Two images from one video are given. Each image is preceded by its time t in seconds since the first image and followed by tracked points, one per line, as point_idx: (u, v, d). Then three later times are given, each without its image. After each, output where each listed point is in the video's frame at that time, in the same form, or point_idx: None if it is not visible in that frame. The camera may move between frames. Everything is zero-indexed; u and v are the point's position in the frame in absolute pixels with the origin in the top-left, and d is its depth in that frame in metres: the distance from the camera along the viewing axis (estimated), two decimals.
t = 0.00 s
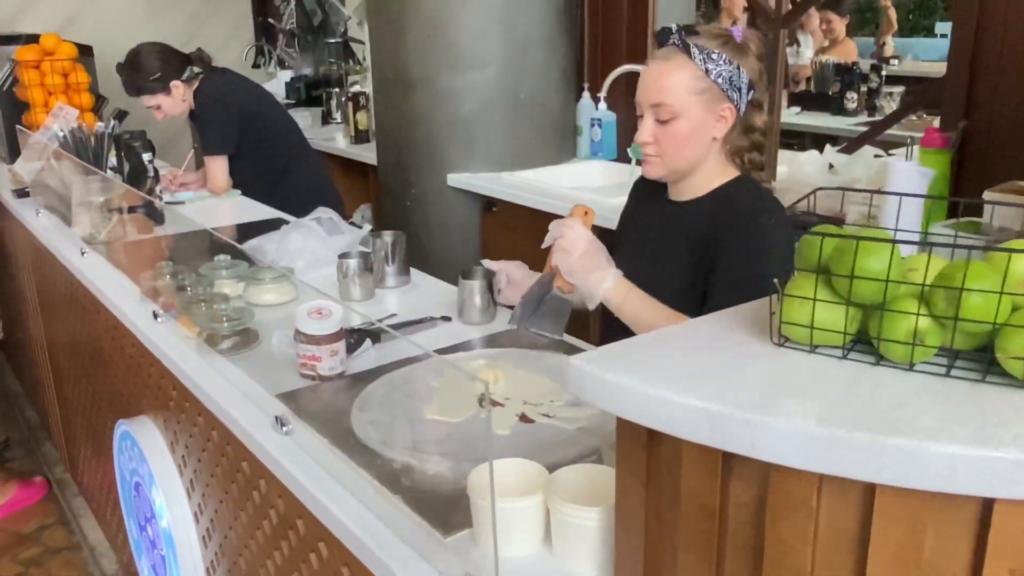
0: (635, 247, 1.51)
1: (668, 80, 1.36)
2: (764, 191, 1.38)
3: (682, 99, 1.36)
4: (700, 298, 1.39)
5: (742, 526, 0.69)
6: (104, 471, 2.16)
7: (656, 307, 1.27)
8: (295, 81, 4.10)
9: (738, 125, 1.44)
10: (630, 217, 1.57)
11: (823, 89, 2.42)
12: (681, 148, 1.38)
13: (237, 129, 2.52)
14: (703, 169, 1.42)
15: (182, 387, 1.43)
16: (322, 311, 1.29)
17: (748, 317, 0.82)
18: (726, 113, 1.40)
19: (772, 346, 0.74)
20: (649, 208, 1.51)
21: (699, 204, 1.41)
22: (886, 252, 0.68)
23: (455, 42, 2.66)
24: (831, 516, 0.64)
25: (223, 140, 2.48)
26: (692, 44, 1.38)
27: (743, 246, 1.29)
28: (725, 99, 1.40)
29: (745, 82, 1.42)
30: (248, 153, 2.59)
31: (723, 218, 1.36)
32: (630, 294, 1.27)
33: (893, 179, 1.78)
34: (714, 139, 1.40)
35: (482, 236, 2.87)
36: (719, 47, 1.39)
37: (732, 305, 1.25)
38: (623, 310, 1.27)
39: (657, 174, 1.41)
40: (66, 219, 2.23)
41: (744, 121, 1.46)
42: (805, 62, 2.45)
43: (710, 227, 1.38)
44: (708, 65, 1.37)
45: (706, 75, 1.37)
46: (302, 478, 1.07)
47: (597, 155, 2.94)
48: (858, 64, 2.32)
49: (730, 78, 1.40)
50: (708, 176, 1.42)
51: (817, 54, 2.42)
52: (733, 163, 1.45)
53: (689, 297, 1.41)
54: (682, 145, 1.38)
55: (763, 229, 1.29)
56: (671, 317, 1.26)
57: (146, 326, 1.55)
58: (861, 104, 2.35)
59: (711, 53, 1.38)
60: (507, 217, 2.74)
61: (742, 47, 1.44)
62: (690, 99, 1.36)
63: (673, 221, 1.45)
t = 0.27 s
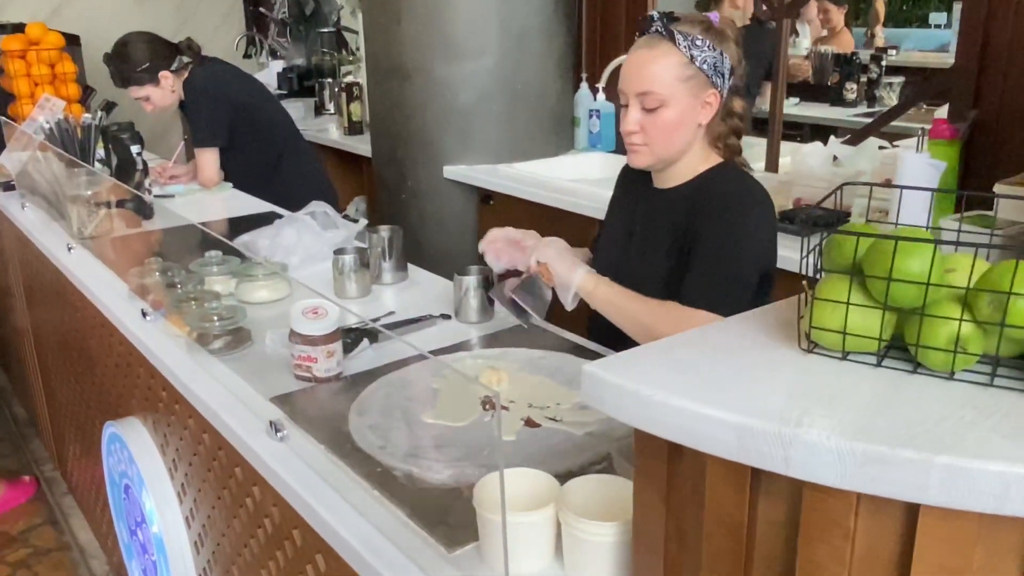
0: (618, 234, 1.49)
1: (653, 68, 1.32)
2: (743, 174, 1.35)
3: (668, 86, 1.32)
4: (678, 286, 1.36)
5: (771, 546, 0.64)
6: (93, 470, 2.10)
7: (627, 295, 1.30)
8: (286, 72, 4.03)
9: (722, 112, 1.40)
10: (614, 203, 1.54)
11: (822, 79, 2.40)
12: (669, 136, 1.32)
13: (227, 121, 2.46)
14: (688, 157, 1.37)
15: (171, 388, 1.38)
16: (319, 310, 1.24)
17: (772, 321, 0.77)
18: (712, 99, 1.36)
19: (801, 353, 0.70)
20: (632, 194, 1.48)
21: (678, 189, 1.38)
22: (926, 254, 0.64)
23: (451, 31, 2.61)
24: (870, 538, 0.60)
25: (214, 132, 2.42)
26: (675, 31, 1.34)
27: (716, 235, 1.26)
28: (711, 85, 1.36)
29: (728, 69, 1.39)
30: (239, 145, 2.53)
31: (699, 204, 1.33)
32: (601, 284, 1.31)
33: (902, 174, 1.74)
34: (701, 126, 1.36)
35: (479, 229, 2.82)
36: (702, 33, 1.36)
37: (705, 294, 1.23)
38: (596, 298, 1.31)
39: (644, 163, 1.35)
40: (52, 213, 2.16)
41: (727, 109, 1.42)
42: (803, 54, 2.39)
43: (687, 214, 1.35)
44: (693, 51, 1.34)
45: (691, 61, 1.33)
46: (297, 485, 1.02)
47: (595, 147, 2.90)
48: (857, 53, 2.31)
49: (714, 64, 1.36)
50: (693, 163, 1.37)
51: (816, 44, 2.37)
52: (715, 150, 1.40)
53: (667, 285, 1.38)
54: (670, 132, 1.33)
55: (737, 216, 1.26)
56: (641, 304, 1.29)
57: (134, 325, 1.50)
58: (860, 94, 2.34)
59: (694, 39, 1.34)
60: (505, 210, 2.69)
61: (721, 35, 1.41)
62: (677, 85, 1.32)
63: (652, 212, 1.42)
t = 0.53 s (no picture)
0: (602, 213, 1.43)
1: (647, 47, 1.24)
2: (738, 154, 1.31)
3: (662, 66, 1.25)
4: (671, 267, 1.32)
5: (794, 562, 0.60)
6: (87, 460, 2.07)
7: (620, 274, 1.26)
8: (284, 53, 3.96)
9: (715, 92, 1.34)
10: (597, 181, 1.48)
11: (828, 61, 2.31)
12: (663, 118, 1.26)
13: (221, 103, 2.40)
14: (680, 138, 1.31)
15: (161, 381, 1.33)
16: (312, 302, 1.19)
17: (794, 317, 0.72)
18: (706, 79, 1.30)
19: (826, 353, 0.65)
20: (618, 172, 1.43)
21: (670, 169, 1.33)
22: (965, 247, 0.59)
23: (450, 11, 2.54)
24: (903, 557, 0.55)
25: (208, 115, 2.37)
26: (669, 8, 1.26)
27: (714, 212, 1.22)
28: (705, 65, 1.29)
29: (722, 47, 1.32)
30: (234, 128, 2.47)
31: (695, 182, 1.29)
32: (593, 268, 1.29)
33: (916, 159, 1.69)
34: (695, 107, 1.30)
35: (480, 214, 2.77)
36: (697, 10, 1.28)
37: (702, 272, 1.18)
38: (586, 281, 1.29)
39: (637, 147, 1.29)
40: (42, 198, 2.11)
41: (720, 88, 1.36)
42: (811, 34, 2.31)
43: (681, 191, 1.31)
44: (688, 29, 1.26)
45: (686, 40, 1.26)
46: (288, 485, 0.97)
47: (598, 130, 2.84)
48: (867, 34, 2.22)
49: (710, 43, 1.29)
50: (685, 145, 1.32)
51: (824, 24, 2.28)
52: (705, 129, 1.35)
53: (657, 265, 1.33)
54: (665, 115, 1.27)
55: (736, 194, 1.22)
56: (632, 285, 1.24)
57: (123, 314, 1.45)
58: (868, 76, 2.25)
59: (689, 17, 1.27)
60: (506, 195, 2.64)
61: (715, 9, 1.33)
62: (672, 66, 1.25)
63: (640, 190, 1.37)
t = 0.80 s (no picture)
0: (595, 193, 1.36)
1: (641, 21, 1.15)
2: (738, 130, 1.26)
3: (657, 41, 1.16)
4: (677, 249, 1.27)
5: None
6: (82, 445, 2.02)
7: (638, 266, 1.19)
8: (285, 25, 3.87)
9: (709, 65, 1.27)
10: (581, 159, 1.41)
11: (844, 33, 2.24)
12: (658, 96, 1.19)
13: (217, 78, 2.34)
14: (674, 117, 1.25)
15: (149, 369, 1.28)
16: (303, 290, 1.14)
17: (816, 316, 0.66)
18: (700, 54, 1.22)
19: (852, 359, 0.59)
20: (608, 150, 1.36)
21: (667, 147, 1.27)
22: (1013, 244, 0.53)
23: None
24: None
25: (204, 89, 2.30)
26: None
27: (728, 194, 1.17)
28: (701, 38, 1.22)
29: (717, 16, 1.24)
30: (231, 103, 2.41)
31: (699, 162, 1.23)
32: (605, 258, 1.20)
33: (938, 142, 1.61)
34: (689, 83, 1.23)
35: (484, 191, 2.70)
36: None
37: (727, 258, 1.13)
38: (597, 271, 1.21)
39: (630, 128, 1.22)
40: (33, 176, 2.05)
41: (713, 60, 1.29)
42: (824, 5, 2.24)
43: (686, 172, 1.25)
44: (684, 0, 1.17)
45: (683, 13, 1.17)
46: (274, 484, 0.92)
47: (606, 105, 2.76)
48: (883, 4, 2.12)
49: (705, 14, 1.21)
50: (679, 124, 1.26)
51: None
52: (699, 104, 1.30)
53: (662, 247, 1.28)
54: (659, 93, 1.19)
55: (748, 175, 1.17)
56: (658, 277, 1.17)
57: (110, 298, 1.39)
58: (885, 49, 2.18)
59: None
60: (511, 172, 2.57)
61: None
62: (667, 41, 1.17)
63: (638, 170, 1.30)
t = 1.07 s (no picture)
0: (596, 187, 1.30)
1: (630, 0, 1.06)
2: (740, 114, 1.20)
3: (648, 21, 1.07)
4: (684, 242, 1.23)
5: None
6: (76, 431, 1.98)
7: (683, 276, 1.07)
8: None
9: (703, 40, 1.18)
10: (575, 148, 1.36)
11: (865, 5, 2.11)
12: (649, 81, 1.12)
13: (212, 53, 2.26)
14: (668, 101, 1.19)
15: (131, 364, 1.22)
16: (288, 283, 1.06)
17: (834, 334, 0.60)
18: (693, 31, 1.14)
19: (875, 389, 0.53)
20: (603, 138, 1.31)
21: (666, 136, 1.22)
22: None
23: None
24: None
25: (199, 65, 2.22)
26: None
27: (737, 187, 1.11)
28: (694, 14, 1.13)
29: None
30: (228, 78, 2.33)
31: (702, 152, 1.18)
32: (650, 271, 1.07)
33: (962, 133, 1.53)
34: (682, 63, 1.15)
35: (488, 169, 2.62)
36: None
37: (744, 255, 1.08)
38: (638, 284, 1.07)
39: (621, 113, 1.15)
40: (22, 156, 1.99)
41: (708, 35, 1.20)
42: None
43: (692, 168, 1.19)
44: None
45: None
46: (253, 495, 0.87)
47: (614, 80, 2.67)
48: None
49: None
50: (671, 109, 1.20)
51: None
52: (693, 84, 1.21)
53: (667, 241, 1.24)
54: (650, 77, 1.12)
55: (756, 165, 1.11)
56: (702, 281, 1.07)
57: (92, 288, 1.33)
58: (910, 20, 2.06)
59: None
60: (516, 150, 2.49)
61: None
62: (658, 21, 1.08)
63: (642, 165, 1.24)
